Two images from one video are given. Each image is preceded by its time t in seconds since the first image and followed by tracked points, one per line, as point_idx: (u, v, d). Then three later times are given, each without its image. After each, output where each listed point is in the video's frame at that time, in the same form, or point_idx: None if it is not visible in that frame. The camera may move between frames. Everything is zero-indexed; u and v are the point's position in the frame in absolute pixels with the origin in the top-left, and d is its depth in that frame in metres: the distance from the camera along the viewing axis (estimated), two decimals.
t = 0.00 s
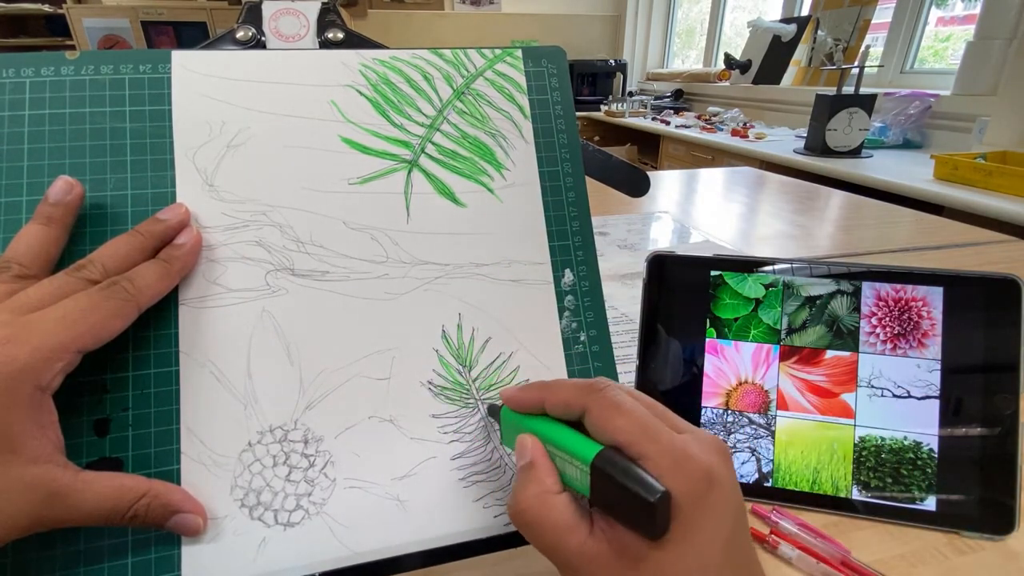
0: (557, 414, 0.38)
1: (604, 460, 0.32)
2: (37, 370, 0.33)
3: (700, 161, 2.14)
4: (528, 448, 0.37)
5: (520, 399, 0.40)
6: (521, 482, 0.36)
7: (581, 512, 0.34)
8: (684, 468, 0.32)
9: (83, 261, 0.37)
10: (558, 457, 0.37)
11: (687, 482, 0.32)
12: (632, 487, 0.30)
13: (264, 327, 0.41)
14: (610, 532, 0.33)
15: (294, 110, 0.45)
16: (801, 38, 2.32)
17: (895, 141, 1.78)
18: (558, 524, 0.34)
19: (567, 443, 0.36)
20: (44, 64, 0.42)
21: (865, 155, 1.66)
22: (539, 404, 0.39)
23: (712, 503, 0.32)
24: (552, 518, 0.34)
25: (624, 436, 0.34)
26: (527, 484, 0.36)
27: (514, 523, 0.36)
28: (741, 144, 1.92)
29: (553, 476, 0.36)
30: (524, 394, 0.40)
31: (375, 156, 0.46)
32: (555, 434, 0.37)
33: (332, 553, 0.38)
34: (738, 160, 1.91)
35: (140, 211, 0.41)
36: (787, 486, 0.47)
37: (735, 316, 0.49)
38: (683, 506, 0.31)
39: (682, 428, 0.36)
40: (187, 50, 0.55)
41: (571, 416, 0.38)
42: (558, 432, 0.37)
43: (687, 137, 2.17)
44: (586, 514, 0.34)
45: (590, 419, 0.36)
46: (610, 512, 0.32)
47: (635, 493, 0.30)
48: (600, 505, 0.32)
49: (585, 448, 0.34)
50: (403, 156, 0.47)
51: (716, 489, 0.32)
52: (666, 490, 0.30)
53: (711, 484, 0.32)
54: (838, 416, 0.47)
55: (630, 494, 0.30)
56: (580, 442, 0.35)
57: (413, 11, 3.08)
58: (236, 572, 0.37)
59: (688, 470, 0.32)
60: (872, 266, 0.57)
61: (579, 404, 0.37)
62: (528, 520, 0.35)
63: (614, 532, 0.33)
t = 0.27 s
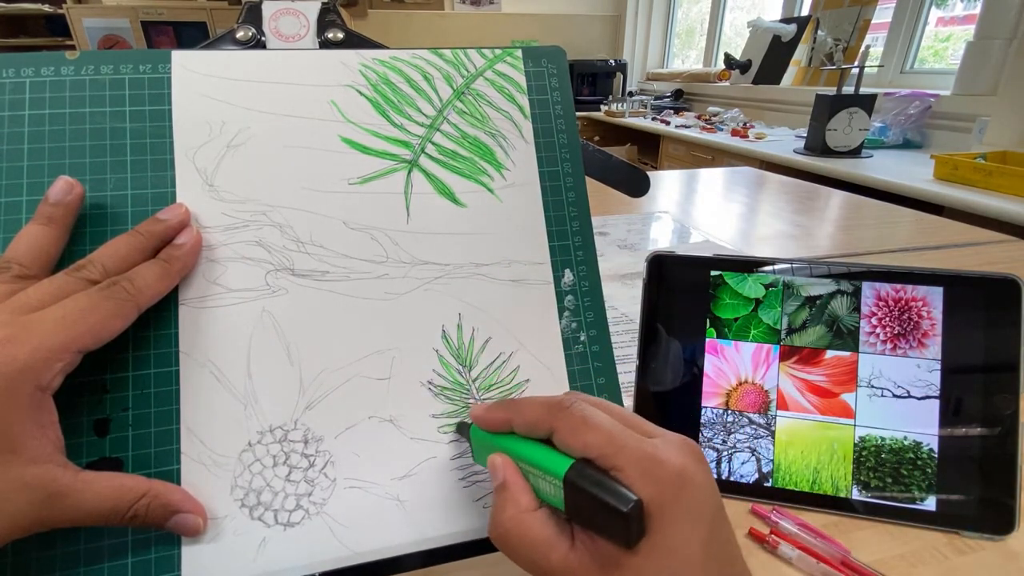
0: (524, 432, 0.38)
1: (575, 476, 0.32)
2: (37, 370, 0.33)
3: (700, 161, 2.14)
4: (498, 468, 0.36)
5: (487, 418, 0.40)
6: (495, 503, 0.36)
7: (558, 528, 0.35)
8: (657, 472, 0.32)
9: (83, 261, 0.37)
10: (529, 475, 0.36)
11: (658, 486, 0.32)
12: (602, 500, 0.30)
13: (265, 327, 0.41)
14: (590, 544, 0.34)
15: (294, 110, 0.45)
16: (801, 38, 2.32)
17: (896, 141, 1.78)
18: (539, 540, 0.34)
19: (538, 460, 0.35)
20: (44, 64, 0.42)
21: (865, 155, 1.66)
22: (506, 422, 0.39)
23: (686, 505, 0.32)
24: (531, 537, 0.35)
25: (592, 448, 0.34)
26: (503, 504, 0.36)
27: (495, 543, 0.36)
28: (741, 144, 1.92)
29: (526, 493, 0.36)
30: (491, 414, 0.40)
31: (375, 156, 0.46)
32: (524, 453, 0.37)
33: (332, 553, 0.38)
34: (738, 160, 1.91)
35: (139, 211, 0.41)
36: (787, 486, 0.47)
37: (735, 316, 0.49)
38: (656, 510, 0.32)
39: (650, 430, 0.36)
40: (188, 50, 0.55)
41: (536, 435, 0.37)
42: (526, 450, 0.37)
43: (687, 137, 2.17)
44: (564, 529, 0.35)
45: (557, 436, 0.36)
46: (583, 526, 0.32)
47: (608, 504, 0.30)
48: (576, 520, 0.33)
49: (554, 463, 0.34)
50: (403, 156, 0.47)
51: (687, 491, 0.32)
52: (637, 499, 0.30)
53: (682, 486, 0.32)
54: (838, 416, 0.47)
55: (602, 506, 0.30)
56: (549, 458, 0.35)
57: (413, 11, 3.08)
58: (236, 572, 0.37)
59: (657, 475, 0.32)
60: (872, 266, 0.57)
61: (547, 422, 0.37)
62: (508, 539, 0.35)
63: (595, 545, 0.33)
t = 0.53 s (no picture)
0: (569, 422, 0.39)
1: (617, 460, 0.32)
2: (37, 370, 0.33)
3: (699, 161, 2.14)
4: (535, 455, 0.37)
5: (527, 409, 0.40)
6: (526, 487, 0.36)
7: (588, 518, 0.35)
8: (697, 467, 0.33)
9: (83, 261, 0.37)
10: (564, 464, 0.37)
11: (698, 482, 0.32)
12: (644, 484, 0.30)
13: (264, 327, 0.41)
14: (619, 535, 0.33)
15: (294, 110, 0.45)
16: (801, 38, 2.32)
17: (895, 141, 1.78)
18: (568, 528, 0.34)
19: (578, 447, 0.36)
20: (44, 64, 0.42)
21: (864, 155, 1.66)
22: (545, 413, 0.40)
23: (723, 502, 0.32)
24: (561, 525, 0.34)
25: (632, 437, 0.34)
26: (535, 488, 0.36)
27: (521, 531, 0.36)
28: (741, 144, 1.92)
29: (560, 482, 0.36)
30: (531, 404, 0.40)
31: (375, 156, 0.46)
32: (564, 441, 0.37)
33: (332, 553, 0.38)
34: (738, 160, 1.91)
35: (140, 211, 0.41)
36: (787, 486, 0.47)
37: (735, 316, 0.49)
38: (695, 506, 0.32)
39: (687, 425, 0.36)
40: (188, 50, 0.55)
41: (582, 421, 0.38)
42: (567, 440, 0.37)
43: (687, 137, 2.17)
44: (592, 521, 0.35)
45: (599, 423, 0.36)
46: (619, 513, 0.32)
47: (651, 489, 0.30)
48: (612, 508, 0.33)
49: (592, 451, 0.35)
50: (403, 156, 0.47)
51: (724, 487, 0.33)
52: (678, 487, 0.30)
53: (720, 482, 0.33)
54: (838, 415, 0.47)
55: (644, 491, 0.30)
56: (591, 446, 0.35)
57: (413, 11, 3.08)
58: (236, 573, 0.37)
59: (697, 470, 0.33)
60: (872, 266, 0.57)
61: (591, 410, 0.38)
62: (535, 526, 0.35)
63: (624, 537, 0.33)
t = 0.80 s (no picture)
0: (571, 427, 0.40)
1: (620, 459, 0.33)
2: (37, 370, 0.33)
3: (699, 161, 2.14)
4: (539, 459, 0.37)
5: (528, 418, 0.41)
6: (531, 493, 0.36)
7: (593, 521, 0.35)
8: (699, 465, 0.33)
9: (84, 261, 0.37)
10: (568, 468, 0.37)
11: (702, 479, 0.33)
12: (646, 480, 0.31)
13: (264, 327, 0.41)
14: (624, 538, 0.33)
15: (294, 110, 0.45)
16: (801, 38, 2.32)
17: (895, 141, 1.78)
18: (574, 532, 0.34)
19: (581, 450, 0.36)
20: (44, 64, 0.42)
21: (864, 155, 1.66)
22: (548, 420, 0.41)
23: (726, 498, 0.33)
24: (566, 530, 0.34)
25: (635, 439, 0.35)
26: (538, 494, 0.36)
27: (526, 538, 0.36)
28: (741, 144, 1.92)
29: (565, 486, 0.36)
30: (535, 412, 0.41)
31: (375, 156, 0.46)
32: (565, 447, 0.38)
33: (332, 553, 0.38)
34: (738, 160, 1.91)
35: (140, 211, 0.41)
36: (787, 486, 0.47)
37: (735, 316, 0.49)
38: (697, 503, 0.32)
39: (689, 426, 0.37)
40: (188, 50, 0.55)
41: (584, 427, 0.39)
42: (570, 445, 0.37)
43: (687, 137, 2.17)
44: (596, 523, 0.35)
45: (604, 427, 0.37)
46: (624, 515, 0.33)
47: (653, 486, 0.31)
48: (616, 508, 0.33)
49: (597, 454, 0.35)
50: (403, 156, 0.47)
51: (727, 483, 0.33)
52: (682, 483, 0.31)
53: (726, 479, 0.33)
54: (838, 415, 0.47)
55: (648, 489, 0.31)
56: (593, 449, 0.36)
57: (413, 11, 3.08)
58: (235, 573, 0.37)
59: (700, 467, 0.33)
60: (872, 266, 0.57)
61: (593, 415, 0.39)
62: (539, 532, 0.35)
63: (629, 537, 0.33)
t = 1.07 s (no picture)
0: (562, 443, 0.40)
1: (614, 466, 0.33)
2: (37, 370, 0.33)
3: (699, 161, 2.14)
4: (532, 474, 0.37)
5: (522, 433, 0.41)
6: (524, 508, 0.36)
7: (587, 534, 0.34)
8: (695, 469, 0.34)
9: (84, 261, 0.37)
10: (562, 482, 0.37)
11: (696, 484, 0.33)
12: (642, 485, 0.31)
13: (264, 327, 0.41)
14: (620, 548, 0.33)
15: (294, 110, 0.45)
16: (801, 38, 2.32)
17: (895, 141, 1.78)
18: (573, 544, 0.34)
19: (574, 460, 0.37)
20: (44, 64, 0.42)
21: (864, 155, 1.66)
22: (540, 436, 0.41)
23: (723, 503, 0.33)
24: (560, 544, 0.34)
25: (625, 448, 0.35)
26: (532, 508, 0.36)
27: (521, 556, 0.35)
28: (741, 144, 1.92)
29: (559, 499, 0.36)
30: (526, 428, 0.41)
31: (375, 156, 0.46)
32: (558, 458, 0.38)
33: (332, 553, 0.38)
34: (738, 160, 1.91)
35: (140, 211, 0.41)
36: (787, 486, 0.47)
37: (735, 316, 0.49)
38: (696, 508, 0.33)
39: (681, 433, 0.37)
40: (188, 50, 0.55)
41: (572, 442, 0.39)
42: (563, 457, 0.38)
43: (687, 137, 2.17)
44: (591, 535, 0.34)
45: (593, 440, 0.38)
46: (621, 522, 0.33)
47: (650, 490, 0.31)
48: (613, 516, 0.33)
49: (590, 464, 0.36)
50: (403, 156, 0.47)
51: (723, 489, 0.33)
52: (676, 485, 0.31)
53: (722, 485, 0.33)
54: (838, 415, 0.47)
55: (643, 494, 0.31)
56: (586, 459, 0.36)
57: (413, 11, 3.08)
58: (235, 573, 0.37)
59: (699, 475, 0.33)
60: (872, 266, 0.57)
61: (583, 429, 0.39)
62: (534, 547, 0.35)
63: (625, 546, 0.33)
